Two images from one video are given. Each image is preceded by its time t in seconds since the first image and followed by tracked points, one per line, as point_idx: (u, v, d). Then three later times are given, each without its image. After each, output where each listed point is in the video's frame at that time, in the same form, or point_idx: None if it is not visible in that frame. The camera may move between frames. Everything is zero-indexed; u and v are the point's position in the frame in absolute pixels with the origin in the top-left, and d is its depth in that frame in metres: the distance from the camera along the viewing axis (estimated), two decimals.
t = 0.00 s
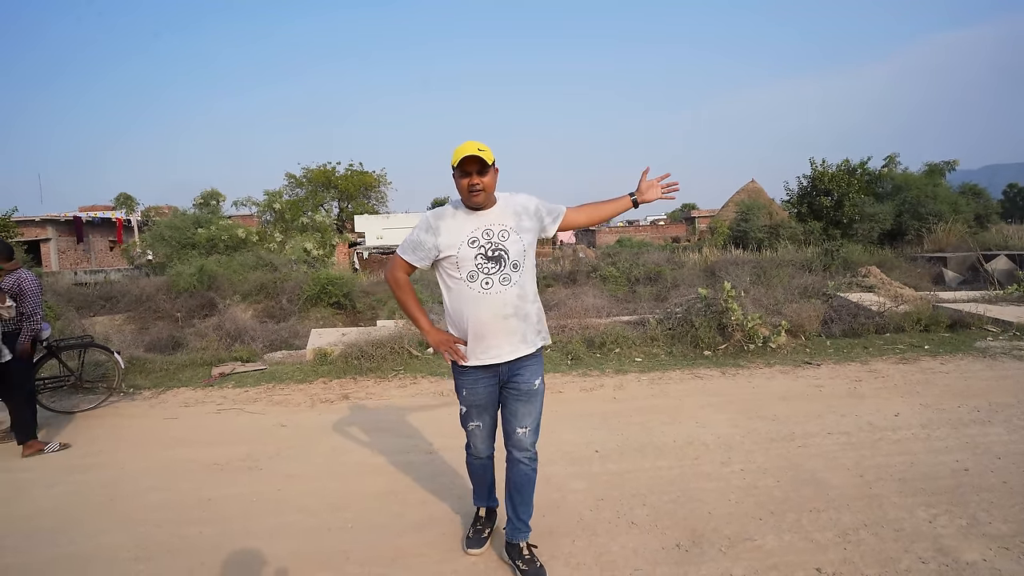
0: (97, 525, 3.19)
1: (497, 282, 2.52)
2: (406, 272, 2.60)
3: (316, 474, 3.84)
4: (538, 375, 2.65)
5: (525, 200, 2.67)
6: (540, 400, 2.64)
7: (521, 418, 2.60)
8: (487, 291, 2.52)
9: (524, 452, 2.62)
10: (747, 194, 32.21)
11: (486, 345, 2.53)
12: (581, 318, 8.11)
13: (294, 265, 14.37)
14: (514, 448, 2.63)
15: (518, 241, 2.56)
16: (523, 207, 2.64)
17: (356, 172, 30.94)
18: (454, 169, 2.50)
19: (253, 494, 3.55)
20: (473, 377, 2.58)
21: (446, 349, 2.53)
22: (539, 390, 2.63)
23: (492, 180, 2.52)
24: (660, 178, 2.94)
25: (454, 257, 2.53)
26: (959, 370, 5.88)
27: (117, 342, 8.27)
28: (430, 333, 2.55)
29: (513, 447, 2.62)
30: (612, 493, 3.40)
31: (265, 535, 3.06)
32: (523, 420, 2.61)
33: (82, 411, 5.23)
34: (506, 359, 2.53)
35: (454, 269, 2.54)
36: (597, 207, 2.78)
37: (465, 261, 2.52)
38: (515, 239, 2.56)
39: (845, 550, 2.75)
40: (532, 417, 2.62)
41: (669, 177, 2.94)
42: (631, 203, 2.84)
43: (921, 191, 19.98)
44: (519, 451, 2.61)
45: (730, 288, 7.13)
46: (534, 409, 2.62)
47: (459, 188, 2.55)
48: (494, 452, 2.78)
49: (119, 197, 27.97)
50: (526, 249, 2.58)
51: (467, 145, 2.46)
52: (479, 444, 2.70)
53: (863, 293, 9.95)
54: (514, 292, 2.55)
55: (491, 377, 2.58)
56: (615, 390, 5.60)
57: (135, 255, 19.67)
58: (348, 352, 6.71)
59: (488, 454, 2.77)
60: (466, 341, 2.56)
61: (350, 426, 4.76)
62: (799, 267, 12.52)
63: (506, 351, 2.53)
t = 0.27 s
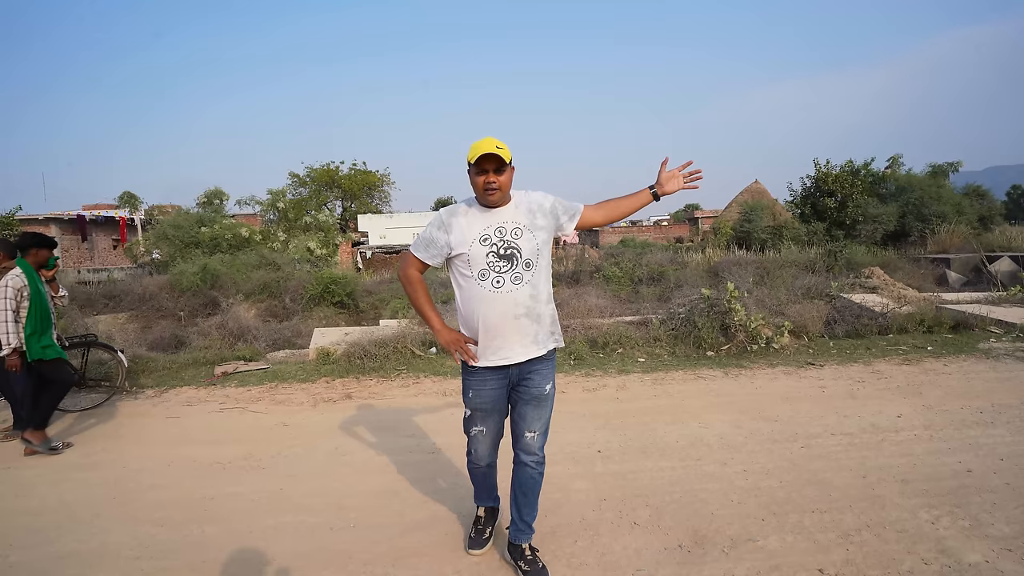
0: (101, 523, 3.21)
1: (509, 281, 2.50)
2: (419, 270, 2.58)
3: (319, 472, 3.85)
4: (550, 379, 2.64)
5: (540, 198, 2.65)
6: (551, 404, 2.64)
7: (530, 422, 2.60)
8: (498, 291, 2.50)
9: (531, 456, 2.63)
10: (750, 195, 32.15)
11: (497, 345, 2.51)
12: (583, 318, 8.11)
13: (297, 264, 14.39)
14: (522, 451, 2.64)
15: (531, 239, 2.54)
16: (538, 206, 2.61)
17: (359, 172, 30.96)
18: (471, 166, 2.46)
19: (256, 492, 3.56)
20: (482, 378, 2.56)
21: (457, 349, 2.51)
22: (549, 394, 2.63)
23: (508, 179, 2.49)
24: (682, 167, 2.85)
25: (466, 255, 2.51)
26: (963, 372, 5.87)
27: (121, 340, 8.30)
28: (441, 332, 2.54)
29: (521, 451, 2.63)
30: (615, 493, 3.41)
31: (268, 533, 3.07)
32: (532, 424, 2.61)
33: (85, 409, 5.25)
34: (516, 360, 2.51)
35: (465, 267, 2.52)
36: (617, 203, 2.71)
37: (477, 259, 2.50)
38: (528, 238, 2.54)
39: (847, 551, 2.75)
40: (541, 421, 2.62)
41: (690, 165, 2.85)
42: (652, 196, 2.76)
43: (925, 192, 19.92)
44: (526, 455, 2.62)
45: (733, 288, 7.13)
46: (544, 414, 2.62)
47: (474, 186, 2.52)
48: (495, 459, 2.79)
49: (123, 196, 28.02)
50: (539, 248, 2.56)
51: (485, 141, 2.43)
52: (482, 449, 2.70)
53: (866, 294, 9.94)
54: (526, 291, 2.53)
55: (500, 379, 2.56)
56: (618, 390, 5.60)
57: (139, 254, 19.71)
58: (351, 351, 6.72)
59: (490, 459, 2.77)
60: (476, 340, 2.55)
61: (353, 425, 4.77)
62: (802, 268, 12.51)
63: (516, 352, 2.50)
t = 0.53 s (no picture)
0: (103, 522, 3.21)
1: (520, 284, 2.42)
2: (428, 268, 2.56)
3: (320, 472, 3.85)
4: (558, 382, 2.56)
5: (554, 199, 2.55)
6: (558, 409, 2.56)
7: (537, 424, 2.54)
8: (509, 294, 2.42)
9: (536, 458, 2.58)
10: (753, 195, 32.11)
11: (506, 348, 2.44)
12: (585, 318, 8.10)
13: (299, 264, 14.42)
14: (527, 453, 2.59)
15: (544, 242, 2.46)
16: (552, 208, 2.52)
17: (362, 172, 30.99)
18: (481, 168, 2.38)
19: (257, 492, 3.57)
20: (487, 377, 2.48)
21: (465, 350, 2.47)
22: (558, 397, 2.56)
23: (520, 178, 2.40)
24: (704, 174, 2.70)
25: (477, 256, 2.44)
26: (966, 373, 5.85)
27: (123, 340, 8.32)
28: (449, 332, 2.50)
29: (526, 453, 2.58)
30: (616, 494, 3.40)
31: (270, 533, 3.08)
32: (538, 427, 2.55)
33: (88, 408, 5.28)
34: (525, 364, 2.44)
35: (476, 269, 2.45)
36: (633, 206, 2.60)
37: (487, 261, 2.42)
38: (541, 241, 2.46)
39: (849, 553, 2.75)
40: (548, 424, 2.56)
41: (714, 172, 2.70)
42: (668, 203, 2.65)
43: (929, 194, 19.87)
44: (531, 458, 2.57)
45: (735, 289, 7.12)
46: (551, 417, 2.55)
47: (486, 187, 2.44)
48: (497, 470, 2.64)
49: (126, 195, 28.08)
50: (552, 251, 2.47)
51: (495, 142, 2.34)
52: (485, 455, 2.55)
53: (869, 295, 9.92)
54: (538, 295, 2.45)
55: (506, 378, 2.47)
56: (620, 391, 5.59)
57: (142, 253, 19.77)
58: (353, 351, 6.73)
59: (492, 469, 2.61)
60: (485, 342, 2.49)
61: (355, 425, 4.77)
62: (805, 269, 12.48)
63: (526, 356, 2.44)
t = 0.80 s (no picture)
0: (103, 521, 3.22)
1: (525, 286, 2.39)
2: (429, 268, 2.49)
3: (320, 472, 3.85)
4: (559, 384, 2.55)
5: (558, 200, 2.53)
6: (559, 410, 2.56)
7: (540, 426, 2.53)
8: (514, 296, 2.40)
9: (538, 460, 2.57)
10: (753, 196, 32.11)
11: (511, 351, 2.41)
12: (586, 318, 8.11)
13: (300, 264, 14.42)
14: (528, 455, 2.57)
15: (549, 243, 2.43)
16: (557, 208, 2.50)
17: (362, 172, 30.99)
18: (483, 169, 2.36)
19: (258, 491, 3.57)
20: (491, 376, 2.42)
21: (468, 351, 2.41)
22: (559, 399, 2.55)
23: (522, 179, 2.37)
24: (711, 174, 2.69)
25: (481, 258, 2.41)
26: (966, 374, 5.85)
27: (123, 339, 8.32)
28: (451, 332, 2.45)
29: (527, 455, 2.57)
30: (616, 494, 3.41)
31: (270, 532, 3.08)
32: (541, 429, 2.54)
33: (88, 408, 5.29)
34: (530, 366, 2.41)
35: (480, 270, 2.42)
36: (637, 206, 2.61)
37: (492, 262, 2.39)
38: (546, 242, 2.43)
39: (848, 553, 2.75)
40: (550, 426, 2.55)
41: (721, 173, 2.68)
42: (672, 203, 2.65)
43: (929, 194, 19.86)
44: (533, 459, 2.56)
45: (735, 289, 7.11)
46: (553, 419, 2.55)
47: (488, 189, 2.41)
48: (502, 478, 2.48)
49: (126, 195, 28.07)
50: (557, 252, 2.45)
51: (497, 142, 2.32)
52: (491, 455, 2.45)
53: (869, 295, 9.92)
54: (542, 297, 2.42)
55: (510, 379, 2.43)
56: (620, 391, 5.60)
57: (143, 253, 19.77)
58: (353, 351, 6.74)
59: (498, 474, 2.47)
60: (489, 344, 2.44)
61: (355, 425, 4.78)
62: (805, 269, 12.49)
63: (531, 358, 2.41)
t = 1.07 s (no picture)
0: (104, 521, 3.21)
1: (530, 288, 2.33)
2: (429, 272, 2.44)
3: (321, 472, 3.85)
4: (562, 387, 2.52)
5: (559, 199, 2.49)
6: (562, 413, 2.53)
7: (544, 429, 2.49)
8: (518, 298, 2.34)
9: (541, 463, 2.55)
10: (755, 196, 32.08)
11: (517, 355, 2.34)
12: (587, 319, 8.10)
13: (301, 264, 14.42)
14: (531, 458, 2.54)
15: (552, 244, 2.38)
16: (558, 208, 2.46)
17: (364, 172, 31.02)
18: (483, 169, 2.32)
19: (258, 492, 3.56)
20: (497, 382, 2.36)
21: (471, 356, 2.35)
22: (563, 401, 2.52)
23: (524, 179, 2.33)
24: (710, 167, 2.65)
25: (483, 260, 2.34)
26: (969, 375, 5.83)
27: (125, 339, 8.33)
28: (454, 337, 2.38)
29: (530, 458, 2.54)
30: (617, 495, 3.39)
31: (271, 532, 3.07)
32: (545, 432, 2.50)
33: (91, 408, 5.29)
34: (536, 369, 2.35)
35: (482, 273, 2.35)
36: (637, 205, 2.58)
37: (495, 265, 2.33)
38: (549, 243, 2.38)
39: (852, 555, 2.73)
40: (553, 429, 2.52)
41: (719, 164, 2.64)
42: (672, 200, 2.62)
43: (932, 195, 19.81)
44: (536, 463, 2.53)
45: (737, 290, 7.10)
46: (556, 422, 2.51)
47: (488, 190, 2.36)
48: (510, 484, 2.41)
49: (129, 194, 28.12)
50: (560, 253, 2.40)
51: (498, 142, 2.28)
52: (500, 462, 2.38)
53: (871, 296, 9.89)
54: (547, 299, 2.37)
55: (516, 384, 2.37)
56: (622, 391, 5.59)
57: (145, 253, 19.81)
58: (355, 351, 6.74)
59: (507, 481, 2.40)
60: (493, 348, 2.37)
61: (356, 425, 4.77)
62: (807, 270, 12.46)
63: (537, 361, 2.35)
